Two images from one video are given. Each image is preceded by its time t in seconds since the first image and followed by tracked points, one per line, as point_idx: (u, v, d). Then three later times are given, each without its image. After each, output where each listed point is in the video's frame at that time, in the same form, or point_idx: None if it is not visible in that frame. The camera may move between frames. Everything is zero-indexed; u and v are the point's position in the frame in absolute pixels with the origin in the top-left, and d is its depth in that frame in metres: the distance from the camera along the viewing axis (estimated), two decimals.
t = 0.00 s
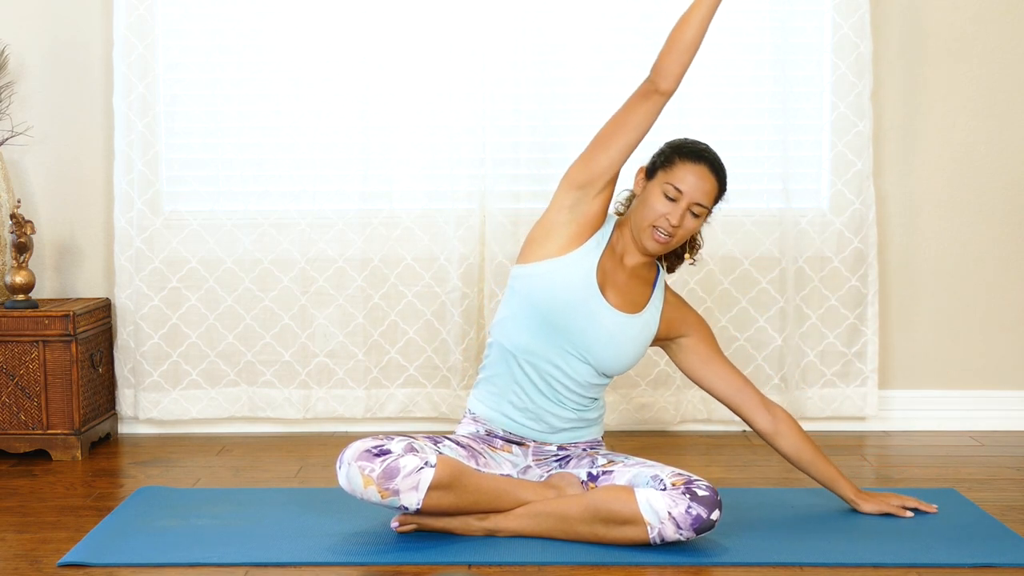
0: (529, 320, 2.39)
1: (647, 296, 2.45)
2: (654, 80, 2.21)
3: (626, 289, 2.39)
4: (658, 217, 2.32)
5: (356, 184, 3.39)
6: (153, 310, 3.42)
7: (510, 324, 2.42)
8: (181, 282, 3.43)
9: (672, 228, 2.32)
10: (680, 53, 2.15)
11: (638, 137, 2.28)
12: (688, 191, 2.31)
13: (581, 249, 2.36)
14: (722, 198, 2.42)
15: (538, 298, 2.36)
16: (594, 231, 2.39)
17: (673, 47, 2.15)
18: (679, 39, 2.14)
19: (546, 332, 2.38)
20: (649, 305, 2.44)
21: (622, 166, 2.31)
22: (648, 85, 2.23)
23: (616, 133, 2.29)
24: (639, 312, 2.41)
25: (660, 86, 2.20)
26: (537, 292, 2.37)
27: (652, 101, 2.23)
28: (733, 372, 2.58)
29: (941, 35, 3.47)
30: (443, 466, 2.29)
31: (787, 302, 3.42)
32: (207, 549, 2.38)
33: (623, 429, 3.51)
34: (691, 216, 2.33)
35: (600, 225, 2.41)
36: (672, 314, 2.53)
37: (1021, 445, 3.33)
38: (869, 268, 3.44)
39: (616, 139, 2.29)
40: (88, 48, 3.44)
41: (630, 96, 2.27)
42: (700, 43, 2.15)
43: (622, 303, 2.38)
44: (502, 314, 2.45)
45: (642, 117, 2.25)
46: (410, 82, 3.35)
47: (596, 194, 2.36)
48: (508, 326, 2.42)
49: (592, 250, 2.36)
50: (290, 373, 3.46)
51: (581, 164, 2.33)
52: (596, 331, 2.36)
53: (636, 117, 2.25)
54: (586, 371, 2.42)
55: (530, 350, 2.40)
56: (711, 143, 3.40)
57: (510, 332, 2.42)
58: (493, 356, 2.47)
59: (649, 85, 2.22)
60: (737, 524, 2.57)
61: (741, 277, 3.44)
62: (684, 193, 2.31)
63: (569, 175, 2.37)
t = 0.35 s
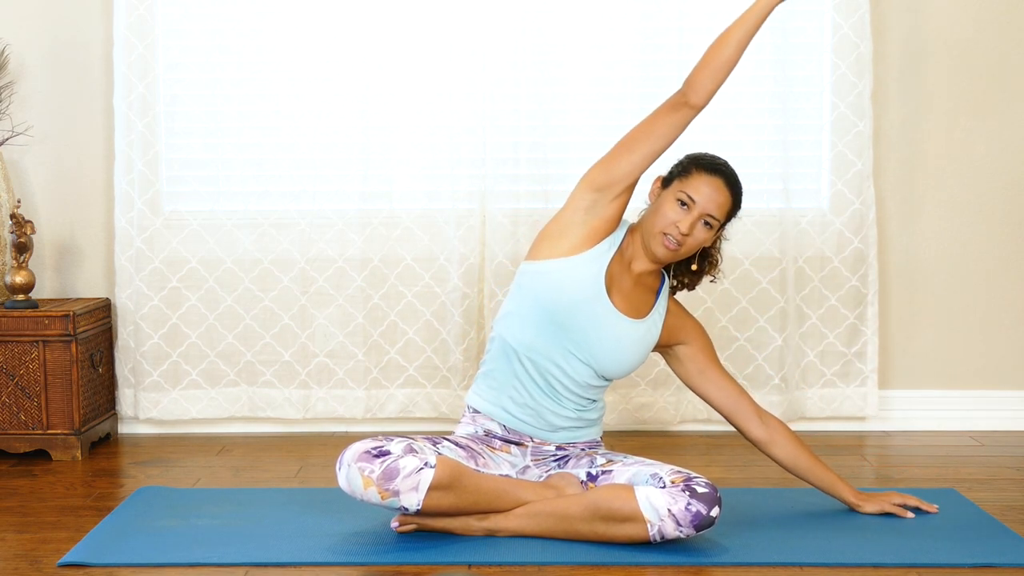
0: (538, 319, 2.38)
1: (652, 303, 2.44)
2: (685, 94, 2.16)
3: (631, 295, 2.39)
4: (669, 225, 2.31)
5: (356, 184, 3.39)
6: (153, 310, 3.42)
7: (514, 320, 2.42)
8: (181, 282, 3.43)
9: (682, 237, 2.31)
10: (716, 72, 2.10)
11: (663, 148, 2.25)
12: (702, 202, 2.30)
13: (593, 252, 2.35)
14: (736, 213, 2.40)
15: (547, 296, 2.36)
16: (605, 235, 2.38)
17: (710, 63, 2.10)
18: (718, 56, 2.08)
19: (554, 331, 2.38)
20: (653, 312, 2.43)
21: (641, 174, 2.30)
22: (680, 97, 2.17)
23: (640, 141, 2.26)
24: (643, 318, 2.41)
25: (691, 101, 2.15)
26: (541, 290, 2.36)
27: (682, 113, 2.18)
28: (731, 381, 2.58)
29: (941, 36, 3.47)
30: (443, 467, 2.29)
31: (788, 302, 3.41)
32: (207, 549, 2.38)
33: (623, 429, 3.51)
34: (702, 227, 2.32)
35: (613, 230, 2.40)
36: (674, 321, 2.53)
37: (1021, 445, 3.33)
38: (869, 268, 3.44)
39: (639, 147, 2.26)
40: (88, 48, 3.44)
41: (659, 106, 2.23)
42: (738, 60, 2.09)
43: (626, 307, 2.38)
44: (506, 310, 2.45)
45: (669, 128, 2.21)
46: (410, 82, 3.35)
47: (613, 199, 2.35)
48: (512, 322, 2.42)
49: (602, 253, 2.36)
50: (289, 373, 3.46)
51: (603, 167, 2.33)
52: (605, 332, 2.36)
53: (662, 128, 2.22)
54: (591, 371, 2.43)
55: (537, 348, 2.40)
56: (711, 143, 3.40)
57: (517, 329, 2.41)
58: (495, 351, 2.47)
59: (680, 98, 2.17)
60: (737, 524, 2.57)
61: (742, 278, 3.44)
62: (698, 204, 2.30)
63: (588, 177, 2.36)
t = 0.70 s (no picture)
0: (540, 318, 2.38)
1: (651, 309, 2.44)
2: (704, 105, 2.19)
3: (630, 299, 2.38)
4: (670, 231, 2.30)
5: (356, 184, 3.39)
6: (153, 310, 3.42)
7: (514, 318, 2.41)
8: (181, 282, 3.43)
9: (682, 244, 2.30)
10: (738, 87, 2.14)
11: (675, 158, 2.28)
12: (705, 211, 2.29)
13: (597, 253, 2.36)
14: (741, 226, 2.39)
15: (548, 295, 2.36)
16: (611, 238, 2.39)
17: (732, 76, 2.15)
18: (740, 71, 2.13)
19: (557, 330, 2.38)
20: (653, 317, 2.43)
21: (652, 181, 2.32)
22: (699, 110, 2.20)
23: (654, 148, 2.28)
24: (642, 322, 2.41)
25: (709, 113, 2.18)
26: (542, 289, 2.37)
27: (699, 125, 2.22)
28: (725, 385, 2.58)
29: (941, 36, 3.47)
30: (443, 467, 2.29)
31: (787, 302, 3.41)
32: (206, 549, 2.38)
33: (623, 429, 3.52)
34: (703, 235, 2.31)
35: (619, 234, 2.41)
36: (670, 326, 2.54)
37: (1021, 445, 3.33)
38: (869, 268, 3.44)
39: (652, 154, 2.29)
40: (88, 48, 3.44)
41: (677, 116, 2.27)
42: (759, 79, 2.15)
43: (625, 310, 2.38)
44: (506, 308, 2.45)
45: (685, 137, 2.24)
46: (410, 82, 3.35)
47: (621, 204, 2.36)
48: (513, 320, 2.42)
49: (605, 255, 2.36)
50: (289, 373, 3.47)
51: (614, 171, 2.34)
52: (608, 331, 2.37)
53: (677, 137, 2.25)
54: (591, 371, 2.43)
55: (539, 347, 2.40)
56: (711, 143, 3.40)
57: (518, 328, 2.40)
58: (494, 349, 2.47)
59: (698, 109, 2.21)
60: (736, 524, 2.57)
61: (742, 278, 3.44)
62: (700, 212, 2.29)
63: (598, 181, 2.37)
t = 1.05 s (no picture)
0: (541, 318, 2.38)
1: (652, 313, 2.44)
2: (723, 122, 2.17)
3: (630, 303, 2.38)
4: (673, 243, 2.28)
5: (356, 184, 3.39)
6: (153, 310, 3.42)
7: (516, 317, 2.41)
8: (181, 282, 3.43)
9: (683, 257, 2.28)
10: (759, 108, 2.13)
11: (687, 170, 2.26)
12: (710, 225, 2.26)
13: (601, 257, 2.36)
14: (747, 240, 2.36)
15: (550, 295, 2.36)
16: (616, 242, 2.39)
17: (754, 96, 2.13)
18: (763, 92, 2.12)
19: (558, 330, 2.38)
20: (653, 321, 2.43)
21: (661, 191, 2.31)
22: (716, 126, 2.18)
23: (668, 159, 2.27)
24: (642, 327, 2.41)
25: (726, 131, 2.17)
26: (545, 288, 2.37)
27: (714, 141, 2.20)
28: (725, 386, 2.58)
29: (941, 35, 3.46)
30: (443, 466, 2.29)
31: (787, 302, 3.41)
32: (206, 549, 2.38)
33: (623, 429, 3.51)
34: (706, 249, 2.29)
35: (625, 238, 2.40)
36: (670, 328, 2.53)
37: (1021, 445, 3.33)
38: (869, 268, 3.44)
39: (663, 164, 2.27)
40: (88, 48, 3.44)
41: (694, 129, 2.25)
42: (780, 103, 2.14)
43: (625, 314, 2.38)
44: (507, 306, 2.45)
45: (699, 151, 2.22)
46: (410, 82, 3.35)
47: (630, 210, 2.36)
48: (514, 320, 2.42)
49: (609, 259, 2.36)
50: (289, 373, 3.47)
51: (626, 177, 2.34)
52: (610, 332, 2.37)
53: (692, 151, 2.23)
54: (591, 372, 2.43)
55: (540, 348, 2.40)
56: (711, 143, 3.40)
57: (519, 328, 2.41)
58: (495, 348, 2.47)
59: (716, 125, 2.19)
60: (737, 524, 2.57)
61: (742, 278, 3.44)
62: (705, 227, 2.26)
63: (609, 185, 2.37)
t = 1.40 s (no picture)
0: (541, 319, 2.38)
1: (652, 315, 2.44)
2: (728, 130, 2.17)
3: (630, 305, 2.38)
4: (674, 246, 2.28)
5: (356, 184, 3.39)
6: (153, 310, 3.42)
7: (516, 319, 2.41)
8: (181, 282, 3.43)
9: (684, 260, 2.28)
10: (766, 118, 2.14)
11: (689, 177, 2.25)
12: (710, 230, 2.26)
13: (601, 260, 2.36)
14: (747, 244, 2.36)
15: (549, 297, 2.36)
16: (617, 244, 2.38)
17: (762, 105, 2.14)
18: (771, 102, 2.12)
19: (558, 331, 2.38)
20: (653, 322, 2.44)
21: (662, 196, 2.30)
22: (721, 133, 2.18)
23: (671, 164, 2.26)
24: (641, 328, 2.41)
25: (731, 140, 2.17)
26: (544, 290, 2.37)
27: (718, 149, 2.19)
28: (726, 386, 2.58)
29: (941, 35, 3.46)
30: (443, 467, 2.29)
31: (787, 302, 3.41)
32: (206, 549, 2.38)
33: (623, 429, 3.52)
34: (706, 253, 2.28)
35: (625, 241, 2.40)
36: (670, 329, 2.54)
37: (1021, 445, 3.33)
38: (869, 268, 3.44)
39: (666, 170, 2.27)
40: (88, 48, 3.44)
41: (699, 135, 2.24)
42: (786, 112, 2.15)
43: (625, 316, 2.38)
44: (507, 308, 2.45)
45: (703, 159, 2.22)
46: (410, 83, 3.35)
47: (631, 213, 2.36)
48: (514, 322, 2.42)
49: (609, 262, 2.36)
50: (289, 373, 3.47)
51: (628, 180, 2.33)
52: (609, 333, 2.37)
53: (696, 158, 2.23)
54: (591, 373, 2.43)
55: (540, 349, 2.40)
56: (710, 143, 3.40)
57: (519, 329, 2.41)
58: (495, 349, 2.47)
59: (721, 133, 2.18)
60: (736, 524, 2.57)
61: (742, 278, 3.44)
62: (706, 231, 2.26)
63: (611, 188, 2.36)
